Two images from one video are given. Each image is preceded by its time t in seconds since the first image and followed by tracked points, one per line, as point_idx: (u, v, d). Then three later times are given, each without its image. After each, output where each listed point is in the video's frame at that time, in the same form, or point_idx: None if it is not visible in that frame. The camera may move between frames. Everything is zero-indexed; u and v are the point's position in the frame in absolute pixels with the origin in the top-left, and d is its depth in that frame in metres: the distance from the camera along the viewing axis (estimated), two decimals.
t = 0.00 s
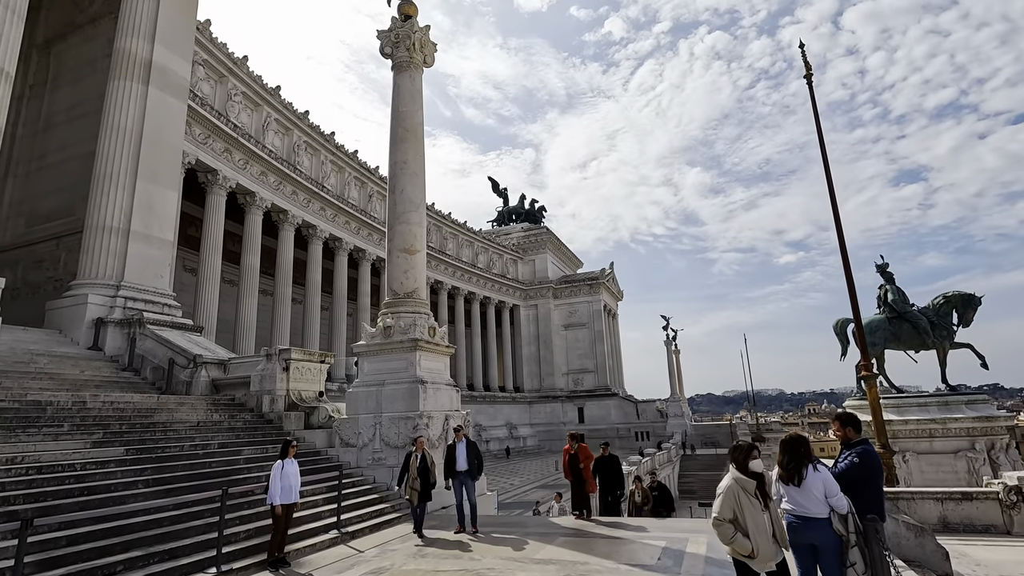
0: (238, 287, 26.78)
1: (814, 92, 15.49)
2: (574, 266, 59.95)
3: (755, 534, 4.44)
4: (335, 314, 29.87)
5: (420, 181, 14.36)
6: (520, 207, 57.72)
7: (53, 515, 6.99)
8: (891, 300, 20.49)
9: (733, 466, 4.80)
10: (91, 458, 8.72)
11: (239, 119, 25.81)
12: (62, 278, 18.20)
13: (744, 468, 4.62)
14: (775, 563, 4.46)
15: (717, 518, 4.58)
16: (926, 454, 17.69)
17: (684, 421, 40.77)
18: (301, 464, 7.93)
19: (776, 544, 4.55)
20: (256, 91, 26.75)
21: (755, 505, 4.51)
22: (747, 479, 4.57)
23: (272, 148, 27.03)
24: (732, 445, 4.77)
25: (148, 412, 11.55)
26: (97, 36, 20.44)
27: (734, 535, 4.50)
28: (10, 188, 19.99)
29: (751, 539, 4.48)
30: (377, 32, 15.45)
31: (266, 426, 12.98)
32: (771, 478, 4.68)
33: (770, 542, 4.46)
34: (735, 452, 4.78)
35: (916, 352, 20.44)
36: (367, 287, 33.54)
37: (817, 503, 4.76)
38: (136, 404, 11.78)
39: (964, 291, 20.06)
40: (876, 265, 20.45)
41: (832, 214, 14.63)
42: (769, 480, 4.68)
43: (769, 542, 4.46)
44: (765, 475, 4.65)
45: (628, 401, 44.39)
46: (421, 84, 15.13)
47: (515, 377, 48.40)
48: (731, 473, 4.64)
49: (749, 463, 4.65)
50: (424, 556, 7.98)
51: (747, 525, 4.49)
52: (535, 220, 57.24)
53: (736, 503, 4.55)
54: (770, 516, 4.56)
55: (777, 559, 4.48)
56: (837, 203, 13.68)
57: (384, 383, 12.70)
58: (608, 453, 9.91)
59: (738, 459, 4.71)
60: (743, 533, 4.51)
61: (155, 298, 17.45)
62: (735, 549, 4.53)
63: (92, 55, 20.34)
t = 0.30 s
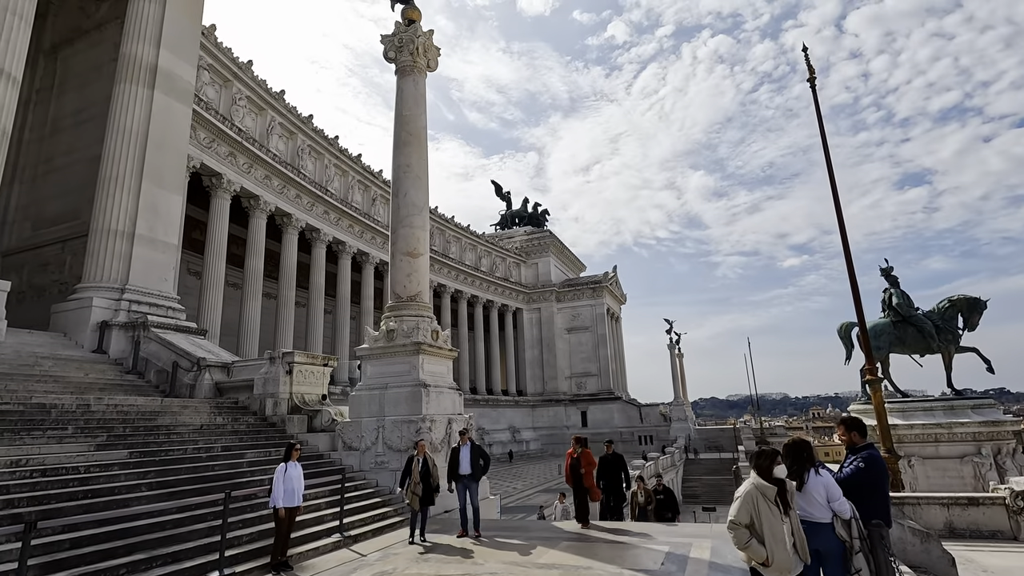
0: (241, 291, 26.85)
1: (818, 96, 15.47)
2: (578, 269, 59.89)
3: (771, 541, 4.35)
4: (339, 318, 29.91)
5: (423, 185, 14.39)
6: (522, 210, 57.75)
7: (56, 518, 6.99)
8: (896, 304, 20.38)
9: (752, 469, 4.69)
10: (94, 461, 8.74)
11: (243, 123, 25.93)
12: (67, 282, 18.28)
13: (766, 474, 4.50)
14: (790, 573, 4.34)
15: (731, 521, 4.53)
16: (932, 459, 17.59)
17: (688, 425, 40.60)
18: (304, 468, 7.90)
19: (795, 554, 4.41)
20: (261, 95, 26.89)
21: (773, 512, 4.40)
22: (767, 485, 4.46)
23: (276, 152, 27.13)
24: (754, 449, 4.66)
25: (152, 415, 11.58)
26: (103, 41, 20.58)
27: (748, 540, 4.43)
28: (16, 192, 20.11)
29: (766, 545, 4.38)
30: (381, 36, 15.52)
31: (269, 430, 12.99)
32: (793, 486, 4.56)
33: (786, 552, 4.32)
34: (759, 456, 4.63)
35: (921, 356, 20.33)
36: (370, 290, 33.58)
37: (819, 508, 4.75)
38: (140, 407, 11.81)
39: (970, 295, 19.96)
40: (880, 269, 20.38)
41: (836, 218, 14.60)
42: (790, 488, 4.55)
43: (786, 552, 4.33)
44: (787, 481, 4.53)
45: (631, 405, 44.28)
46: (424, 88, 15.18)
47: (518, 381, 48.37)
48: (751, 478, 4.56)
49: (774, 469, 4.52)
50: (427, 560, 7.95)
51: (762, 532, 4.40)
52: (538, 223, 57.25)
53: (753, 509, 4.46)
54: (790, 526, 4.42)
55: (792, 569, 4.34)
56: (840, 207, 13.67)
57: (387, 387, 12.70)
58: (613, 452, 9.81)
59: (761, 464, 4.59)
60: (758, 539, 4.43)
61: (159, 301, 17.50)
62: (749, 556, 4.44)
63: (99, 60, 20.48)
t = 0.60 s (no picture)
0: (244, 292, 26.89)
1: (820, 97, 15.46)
2: (580, 271, 59.86)
3: (807, 540, 4.26)
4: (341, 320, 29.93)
5: (425, 187, 14.39)
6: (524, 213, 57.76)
7: (57, 519, 6.98)
8: (899, 307, 20.30)
9: (774, 470, 4.65)
10: (96, 461, 8.73)
11: (246, 125, 25.99)
12: (70, 283, 18.32)
13: (792, 472, 4.50)
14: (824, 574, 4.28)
15: (765, 522, 4.38)
16: (936, 462, 17.49)
17: (690, 428, 40.47)
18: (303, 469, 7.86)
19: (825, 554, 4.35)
20: (263, 98, 26.97)
21: (805, 510, 4.37)
22: (795, 484, 4.44)
23: (279, 154, 27.17)
24: (774, 448, 4.67)
25: (154, 416, 11.57)
26: (107, 44, 20.67)
27: (785, 542, 4.28)
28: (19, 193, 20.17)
29: (801, 546, 4.27)
30: (383, 38, 15.55)
31: (271, 431, 12.99)
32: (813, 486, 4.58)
33: (821, 549, 4.28)
34: (779, 455, 4.66)
35: (925, 359, 20.24)
36: (372, 292, 33.60)
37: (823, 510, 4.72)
38: (142, 408, 11.82)
39: (973, 297, 19.86)
40: (883, 272, 20.31)
41: (839, 220, 14.57)
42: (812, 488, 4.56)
43: (820, 551, 4.28)
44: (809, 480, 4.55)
45: (633, 407, 44.17)
46: (426, 90, 15.19)
47: (520, 383, 48.33)
48: (778, 478, 4.50)
49: (798, 468, 4.52)
50: (429, 562, 7.93)
51: (796, 532, 4.31)
52: (540, 225, 57.22)
53: (784, 508, 4.37)
54: (818, 523, 4.40)
55: (826, 568, 4.29)
56: (843, 209, 13.65)
57: (388, 389, 12.69)
58: (612, 453, 9.79)
59: (785, 462, 4.59)
60: (792, 540, 4.30)
61: (162, 303, 17.53)
62: (785, 558, 4.28)
63: (102, 62, 20.56)
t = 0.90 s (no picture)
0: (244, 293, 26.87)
1: (822, 98, 15.43)
2: (580, 272, 59.83)
3: (827, 542, 4.18)
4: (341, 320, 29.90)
5: (426, 187, 14.38)
6: (525, 213, 57.72)
7: (56, 518, 6.97)
8: (901, 308, 20.25)
9: (787, 470, 4.59)
10: (95, 461, 8.71)
11: (247, 125, 26.00)
12: (70, 283, 18.32)
13: (808, 474, 4.44)
14: None
15: (785, 525, 4.27)
16: (937, 463, 17.44)
17: (691, 429, 40.41)
18: (299, 470, 7.82)
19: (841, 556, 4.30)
20: (265, 99, 26.98)
21: (824, 513, 4.30)
22: (812, 484, 4.38)
23: (280, 154, 27.18)
24: (786, 449, 4.63)
25: (154, 416, 11.56)
26: (109, 44, 20.68)
27: (807, 545, 4.19)
28: (21, 193, 20.17)
29: (822, 549, 4.19)
30: (384, 38, 15.54)
31: (270, 431, 12.97)
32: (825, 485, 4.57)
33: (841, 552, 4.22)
34: (792, 456, 4.60)
35: (926, 360, 20.20)
36: (373, 293, 33.57)
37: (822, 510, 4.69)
38: (142, 408, 11.80)
39: (975, 299, 19.82)
40: (884, 272, 20.28)
41: (840, 221, 14.53)
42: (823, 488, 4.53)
43: (838, 553, 4.22)
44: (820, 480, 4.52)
45: (634, 408, 44.11)
46: (427, 90, 15.18)
47: (520, 384, 48.28)
48: (795, 478, 4.43)
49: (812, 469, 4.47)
50: (428, 563, 7.89)
51: (816, 534, 4.23)
52: (541, 226, 57.20)
53: (804, 510, 4.29)
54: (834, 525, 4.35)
55: (844, 571, 4.23)
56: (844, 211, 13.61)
57: (389, 389, 12.66)
58: (608, 450, 9.71)
59: (799, 464, 4.53)
60: (813, 543, 4.22)
61: (162, 303, 17.52)
62: (806, 562, 4.17)
63: (104, 63, 20.57)
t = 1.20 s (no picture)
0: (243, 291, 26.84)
1: (821, 98, 15.41)
2: (580, 272, 59.80)
3: (846, 546, 3.96)
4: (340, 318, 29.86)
5: (425, 185, 14.35)
6: (524, 213, 57.69)
7: (52, 516, 6.95)
8: (899, 308, 20.25)
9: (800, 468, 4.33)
10: (92, 459, 8.68)
11: (246, 124, 25.95)
12: (69, 281, 18.28)
13: (822, 474, 4.21)
14: None
15: (804, 528, 4.00)
16: (935, 463, 17.45)
17: (690, 429, 40.42)
18: (294, 468, 7.78)
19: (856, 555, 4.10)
20: (264, 97, 26.94)
21: (840, 513, 4.08)
22: (828, 484, 4.15)
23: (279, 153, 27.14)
24: (801, 447, 4.38)
25: (152, 414, 11.53)
26: (108, 41, 20.63)
27: (827, 550, 3.94)
28: (19, 191, 20.13)
29: (840, 552, 3.95)
30: (383, 36, 15.51)
31: (269, 429, 12.95)
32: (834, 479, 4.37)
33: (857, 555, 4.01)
34: (804, 454, 4.34)
35: (925, 360, 20.21)
36: (372, 292, 33.54)
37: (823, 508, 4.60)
38: (140, 406, 11.77)
39: (973, 299, 19.82)
40: (883, 272, 20.27)
41: (839, 221, 14.54)
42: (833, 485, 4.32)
43: (856, 554, 4.01)
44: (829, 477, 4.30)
45: (633, 408, 44.11)
46: (426, 89, 15.14)
47: (519, 383, 48.26)
48: (809, 478, 4.18)
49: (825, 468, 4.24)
50: (426, 561, 7.88)
51: (833, 537, 4.00)
52: (540, 226, 57.16)
53: (821, 511, 4.06)
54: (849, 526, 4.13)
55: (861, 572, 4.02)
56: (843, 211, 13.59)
57: (387, 388, 12.64)
58: (601, 445, 9.60)
59: (811, 463, 4.28)
60: (831, 547, 3.97)
61: (160, 301, 17.48)
62: (826, 568, 3.92)
63: (103, 60, 20.52)
